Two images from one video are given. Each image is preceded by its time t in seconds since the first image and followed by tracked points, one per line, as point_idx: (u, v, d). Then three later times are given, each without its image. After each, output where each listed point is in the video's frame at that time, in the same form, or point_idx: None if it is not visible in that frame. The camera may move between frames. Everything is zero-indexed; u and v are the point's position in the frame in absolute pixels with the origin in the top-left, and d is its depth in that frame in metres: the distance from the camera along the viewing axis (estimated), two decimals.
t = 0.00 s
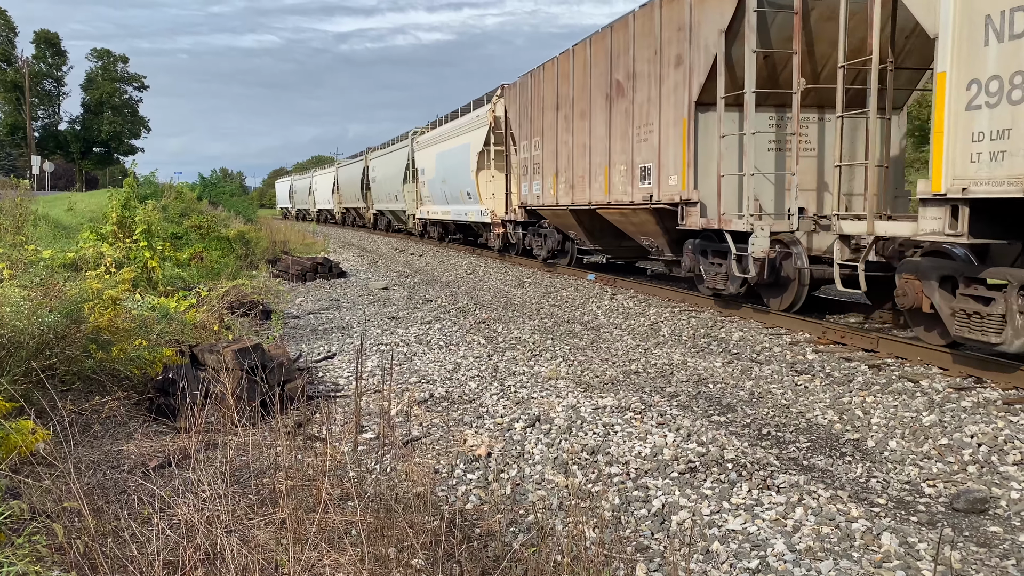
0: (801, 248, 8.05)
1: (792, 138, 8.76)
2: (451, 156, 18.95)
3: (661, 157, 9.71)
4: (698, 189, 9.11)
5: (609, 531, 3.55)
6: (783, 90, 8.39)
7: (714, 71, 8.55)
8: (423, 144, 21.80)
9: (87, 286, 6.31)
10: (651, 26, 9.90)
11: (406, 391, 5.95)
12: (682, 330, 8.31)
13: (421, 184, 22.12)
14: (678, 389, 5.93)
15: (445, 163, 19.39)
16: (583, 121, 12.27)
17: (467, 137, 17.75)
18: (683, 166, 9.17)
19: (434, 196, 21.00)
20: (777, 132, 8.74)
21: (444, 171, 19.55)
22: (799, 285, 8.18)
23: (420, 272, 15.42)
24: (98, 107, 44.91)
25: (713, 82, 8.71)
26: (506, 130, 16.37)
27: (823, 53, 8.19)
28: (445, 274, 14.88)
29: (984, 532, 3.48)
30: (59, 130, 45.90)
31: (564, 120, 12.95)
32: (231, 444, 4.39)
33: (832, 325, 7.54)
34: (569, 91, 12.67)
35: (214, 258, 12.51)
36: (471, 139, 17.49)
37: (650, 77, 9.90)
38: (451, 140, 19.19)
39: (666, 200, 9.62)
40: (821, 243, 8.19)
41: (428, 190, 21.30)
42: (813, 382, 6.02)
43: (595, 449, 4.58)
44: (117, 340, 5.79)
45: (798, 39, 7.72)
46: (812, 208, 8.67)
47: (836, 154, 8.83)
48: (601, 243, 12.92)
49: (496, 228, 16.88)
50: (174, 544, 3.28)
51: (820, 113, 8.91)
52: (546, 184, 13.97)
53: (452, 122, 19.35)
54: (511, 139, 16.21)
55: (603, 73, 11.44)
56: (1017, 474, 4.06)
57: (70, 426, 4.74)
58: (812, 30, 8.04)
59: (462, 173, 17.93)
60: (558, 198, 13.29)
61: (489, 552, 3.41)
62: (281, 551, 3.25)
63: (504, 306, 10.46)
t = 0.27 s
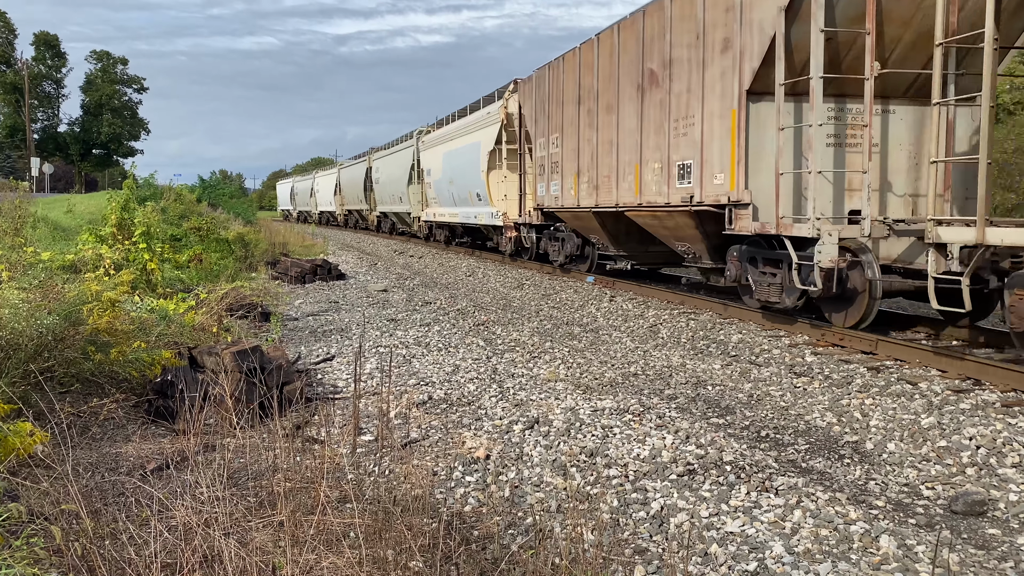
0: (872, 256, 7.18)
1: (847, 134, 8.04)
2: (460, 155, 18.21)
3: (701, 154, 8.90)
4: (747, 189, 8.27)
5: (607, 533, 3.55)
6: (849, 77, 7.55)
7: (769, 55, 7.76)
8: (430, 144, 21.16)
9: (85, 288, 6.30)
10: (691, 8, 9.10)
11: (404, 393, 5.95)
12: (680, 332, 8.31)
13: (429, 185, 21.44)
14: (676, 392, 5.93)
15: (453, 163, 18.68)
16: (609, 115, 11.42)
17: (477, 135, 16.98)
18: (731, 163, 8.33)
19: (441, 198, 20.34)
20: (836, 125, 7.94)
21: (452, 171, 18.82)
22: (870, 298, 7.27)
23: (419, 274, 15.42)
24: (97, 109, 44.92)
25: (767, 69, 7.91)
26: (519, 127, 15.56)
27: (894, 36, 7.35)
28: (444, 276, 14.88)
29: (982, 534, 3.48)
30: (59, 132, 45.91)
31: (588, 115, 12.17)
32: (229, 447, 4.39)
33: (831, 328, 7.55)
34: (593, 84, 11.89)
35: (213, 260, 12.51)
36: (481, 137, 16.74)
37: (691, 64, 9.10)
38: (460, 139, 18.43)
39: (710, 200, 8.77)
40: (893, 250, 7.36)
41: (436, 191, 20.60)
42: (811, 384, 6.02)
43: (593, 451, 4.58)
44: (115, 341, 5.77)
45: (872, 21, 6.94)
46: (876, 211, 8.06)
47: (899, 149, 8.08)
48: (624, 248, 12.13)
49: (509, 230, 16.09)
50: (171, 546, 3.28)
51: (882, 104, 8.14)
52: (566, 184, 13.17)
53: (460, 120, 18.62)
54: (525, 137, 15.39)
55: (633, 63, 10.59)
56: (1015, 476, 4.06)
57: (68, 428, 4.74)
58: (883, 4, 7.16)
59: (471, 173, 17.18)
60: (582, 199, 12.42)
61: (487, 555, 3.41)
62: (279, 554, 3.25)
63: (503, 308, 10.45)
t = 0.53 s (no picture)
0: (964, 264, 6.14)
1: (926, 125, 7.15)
2: (471, 155, 17.43)
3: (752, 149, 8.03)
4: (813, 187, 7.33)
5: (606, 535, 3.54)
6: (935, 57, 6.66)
7: (842, 35, 6.84)
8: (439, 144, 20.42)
9: (84, 289, 6.30)
10: None
11: (404, 395, 5.94)
12: (680, 333, 8.31)
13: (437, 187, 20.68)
14: (676, 393, 5.93)
15: (464, 163, 17.89)
16: (638, 107, 10.55)
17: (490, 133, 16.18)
18: (795, 158, 7.37)
19: (450, 199, 19.60)
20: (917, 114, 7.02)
21: (462, 171, 18.05)
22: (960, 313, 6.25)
23: (418, 275, 15.43)
24: (96, 110, 44.92)
25: (838, 50, 6.97)
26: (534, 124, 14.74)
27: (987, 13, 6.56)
28: (444, 277, 14.89)
29: (981, 536, 3.48)
30: (59, 133, 45.93)
31: (615, 108, 11.26)
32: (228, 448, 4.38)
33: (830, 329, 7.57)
34: (622, 73, 10.96)
35: (212, 261, 12.52)
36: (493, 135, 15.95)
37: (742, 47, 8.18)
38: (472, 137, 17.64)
39: (763, 200, 7.90)
40: (983, 258, 6.88)
41: (445, 193, 19.82)
42: (811, 386, 6.02)
43: (592, 452, 4.58)
44: (115, 342, 5.77)
45: None
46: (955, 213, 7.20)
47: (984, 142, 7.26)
48: (653, 253, 11.43)
49: (523, 232, 15.28)
50: (169, 548, 3.27)
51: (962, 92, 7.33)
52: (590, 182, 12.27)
53: (472, 117, 17.83)
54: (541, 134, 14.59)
55: (668, 49, 9.71)
56: (1015, 478, 4.06)
57: (67, 429, 4.74)
58: None
59: (482, 173, 16.37)
60: (608, 198, 11.55)
61: (486, 556, 3.41)
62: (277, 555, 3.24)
63: (503, 309, 10.45)
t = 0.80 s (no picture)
0: None
1: None
2: (484, 153, 16.77)
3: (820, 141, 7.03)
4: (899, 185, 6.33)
5: (604, 536, 3.54)
6: None
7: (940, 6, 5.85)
8: (451, 142, 19.80)
9: (84, 290, 6.30)
10: None
11: (403, 396, 5.94)
12: (679, 334, 8.31)
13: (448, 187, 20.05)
14: (675, 394, 5.93)
15: (477, 162, 17.23)
16: (676, 96, 9.57)
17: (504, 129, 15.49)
18: (878, 151, 6.37)
19: (461, 200, 19.00)
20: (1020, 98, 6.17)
21: (475, 170, 17.40)
22: None
23: (418, 277, 15.43)
24: (96, 111, 44.93)
25: (934, 24, 5.99)
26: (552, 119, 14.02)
27: None
28: (443, 278, 14.89)
29: (980, 537, 3.48)
30: (58, 134, 45.95)
31: (648, 98, 10.28)
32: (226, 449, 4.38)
33: (829, 330, 7.57)
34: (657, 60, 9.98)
35: (212, 262, 12.53)
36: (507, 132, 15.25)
37: (809, 25, 7.17)
38: (485, 134, 16.95)
39: (836, 200, 6.89)
40: None
41: (457, 193, 19.16)
42: (810, 387, 6.01)
43: (591, 454, 4.57)
44: (114, 343, 5.77)
45: None
46: None
47: None
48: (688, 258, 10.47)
49: (539, 235, 14.59)
50: (168, 549, 3.27)
51: None
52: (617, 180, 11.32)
53: (485, 113, 17.13)
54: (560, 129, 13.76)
55: (713, 30, 8.71)
56: (1013, 479, 4.06)
57: (65, 431, 4.74)
58: None
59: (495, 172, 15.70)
60: (640, 197, 10.56)
61: (485, 557, 3.40)
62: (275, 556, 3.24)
63: (503, 310, 10.44)
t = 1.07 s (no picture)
0: None
1: None
2: (495, 150, 16.02)
3: (914, 130, 5.98)
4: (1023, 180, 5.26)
5: (604, 537, 3.53)
6: None
7: None
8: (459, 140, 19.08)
9: (83, 291, 6.29)
10: None
11: (402, 397, 5.95)
12: (679, 335, 8.31)
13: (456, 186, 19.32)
14: (675, 395, 5.94)
15: (488, 160, 16.48)
16: (724, 82, 8.60)
17: (516, 125, 14.73)
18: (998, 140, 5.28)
19: (470, 200, 18.31)
20: None
21: (485, 168, 16.66)
22: None
23: (417, 277, 15.43)
24: (96, 111, 44.92)
25: None
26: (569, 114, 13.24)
27: None
28: (443, 279, 14.90)
29: (979, 539, 3.47)
30: (58, 134, 45.96)
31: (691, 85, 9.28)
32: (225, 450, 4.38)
33: (829, 330, 7.56)
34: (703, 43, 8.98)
35: (211, 262, 12.54)
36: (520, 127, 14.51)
37: None
38: (496, 131, 16.18)
39: (935, 200, 5.85)
40: None
41: (466, 192, 18.41)
42: (810, 388, 6.01)
43: (591, 455, 4.57)
44: (113, 344, 5.77)
45: None
46: None
47: None
48: (731, 264, 9.48)
49: (557, 236, 13.77)
50: (167, 550, 3.27)
51: None
52: (652, 178, 10.34)
53: (496, 108, 16.37)
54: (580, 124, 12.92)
55: (772, 7, 7.73)
56: (1013, 480, 4.06)
57: (64, 431, 4.74)
58: None
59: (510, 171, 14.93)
60: (679, 195, 9.63)
61: (484, 558, 3.40)
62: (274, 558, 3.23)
63: (502, 311, 10.44)
